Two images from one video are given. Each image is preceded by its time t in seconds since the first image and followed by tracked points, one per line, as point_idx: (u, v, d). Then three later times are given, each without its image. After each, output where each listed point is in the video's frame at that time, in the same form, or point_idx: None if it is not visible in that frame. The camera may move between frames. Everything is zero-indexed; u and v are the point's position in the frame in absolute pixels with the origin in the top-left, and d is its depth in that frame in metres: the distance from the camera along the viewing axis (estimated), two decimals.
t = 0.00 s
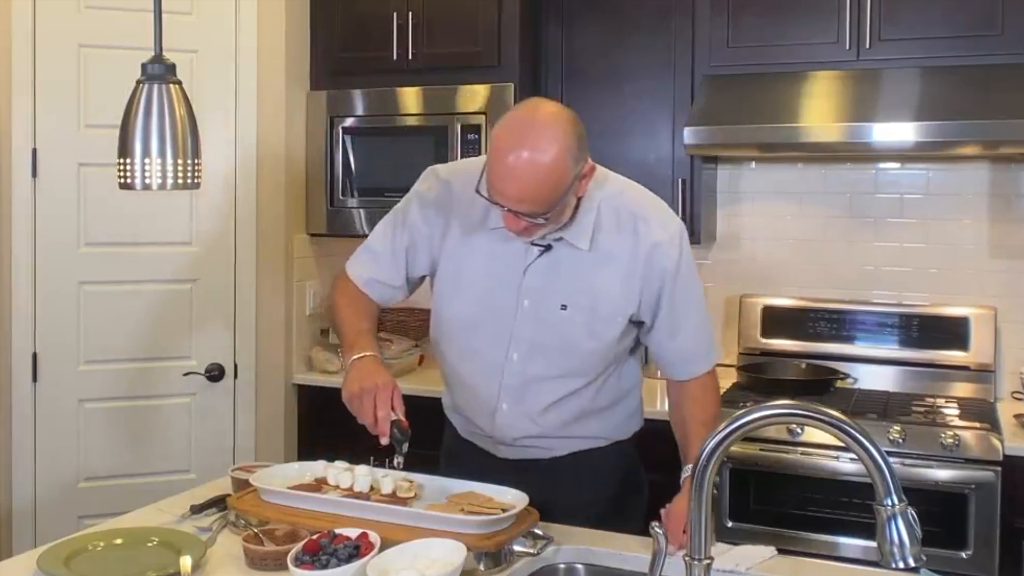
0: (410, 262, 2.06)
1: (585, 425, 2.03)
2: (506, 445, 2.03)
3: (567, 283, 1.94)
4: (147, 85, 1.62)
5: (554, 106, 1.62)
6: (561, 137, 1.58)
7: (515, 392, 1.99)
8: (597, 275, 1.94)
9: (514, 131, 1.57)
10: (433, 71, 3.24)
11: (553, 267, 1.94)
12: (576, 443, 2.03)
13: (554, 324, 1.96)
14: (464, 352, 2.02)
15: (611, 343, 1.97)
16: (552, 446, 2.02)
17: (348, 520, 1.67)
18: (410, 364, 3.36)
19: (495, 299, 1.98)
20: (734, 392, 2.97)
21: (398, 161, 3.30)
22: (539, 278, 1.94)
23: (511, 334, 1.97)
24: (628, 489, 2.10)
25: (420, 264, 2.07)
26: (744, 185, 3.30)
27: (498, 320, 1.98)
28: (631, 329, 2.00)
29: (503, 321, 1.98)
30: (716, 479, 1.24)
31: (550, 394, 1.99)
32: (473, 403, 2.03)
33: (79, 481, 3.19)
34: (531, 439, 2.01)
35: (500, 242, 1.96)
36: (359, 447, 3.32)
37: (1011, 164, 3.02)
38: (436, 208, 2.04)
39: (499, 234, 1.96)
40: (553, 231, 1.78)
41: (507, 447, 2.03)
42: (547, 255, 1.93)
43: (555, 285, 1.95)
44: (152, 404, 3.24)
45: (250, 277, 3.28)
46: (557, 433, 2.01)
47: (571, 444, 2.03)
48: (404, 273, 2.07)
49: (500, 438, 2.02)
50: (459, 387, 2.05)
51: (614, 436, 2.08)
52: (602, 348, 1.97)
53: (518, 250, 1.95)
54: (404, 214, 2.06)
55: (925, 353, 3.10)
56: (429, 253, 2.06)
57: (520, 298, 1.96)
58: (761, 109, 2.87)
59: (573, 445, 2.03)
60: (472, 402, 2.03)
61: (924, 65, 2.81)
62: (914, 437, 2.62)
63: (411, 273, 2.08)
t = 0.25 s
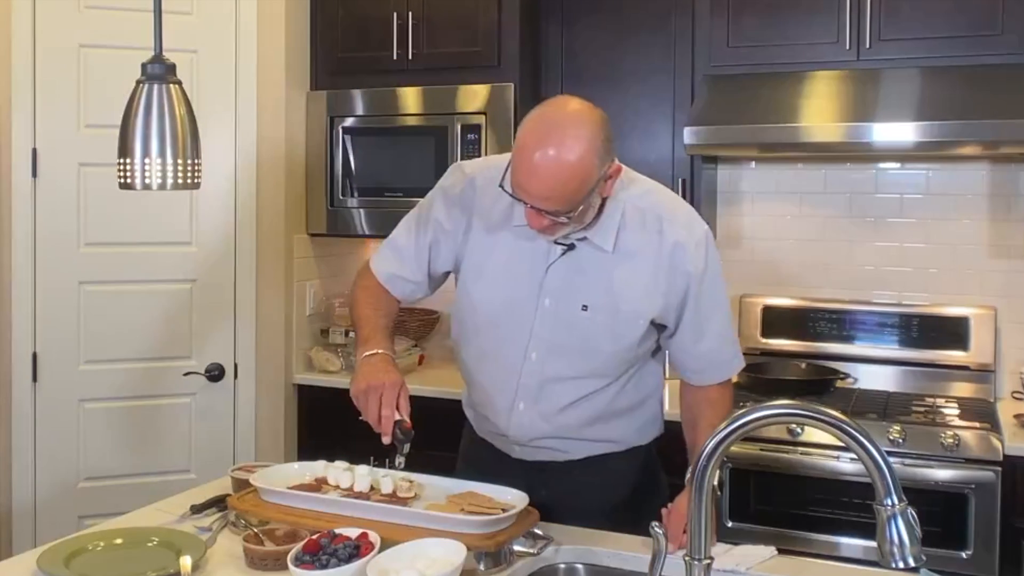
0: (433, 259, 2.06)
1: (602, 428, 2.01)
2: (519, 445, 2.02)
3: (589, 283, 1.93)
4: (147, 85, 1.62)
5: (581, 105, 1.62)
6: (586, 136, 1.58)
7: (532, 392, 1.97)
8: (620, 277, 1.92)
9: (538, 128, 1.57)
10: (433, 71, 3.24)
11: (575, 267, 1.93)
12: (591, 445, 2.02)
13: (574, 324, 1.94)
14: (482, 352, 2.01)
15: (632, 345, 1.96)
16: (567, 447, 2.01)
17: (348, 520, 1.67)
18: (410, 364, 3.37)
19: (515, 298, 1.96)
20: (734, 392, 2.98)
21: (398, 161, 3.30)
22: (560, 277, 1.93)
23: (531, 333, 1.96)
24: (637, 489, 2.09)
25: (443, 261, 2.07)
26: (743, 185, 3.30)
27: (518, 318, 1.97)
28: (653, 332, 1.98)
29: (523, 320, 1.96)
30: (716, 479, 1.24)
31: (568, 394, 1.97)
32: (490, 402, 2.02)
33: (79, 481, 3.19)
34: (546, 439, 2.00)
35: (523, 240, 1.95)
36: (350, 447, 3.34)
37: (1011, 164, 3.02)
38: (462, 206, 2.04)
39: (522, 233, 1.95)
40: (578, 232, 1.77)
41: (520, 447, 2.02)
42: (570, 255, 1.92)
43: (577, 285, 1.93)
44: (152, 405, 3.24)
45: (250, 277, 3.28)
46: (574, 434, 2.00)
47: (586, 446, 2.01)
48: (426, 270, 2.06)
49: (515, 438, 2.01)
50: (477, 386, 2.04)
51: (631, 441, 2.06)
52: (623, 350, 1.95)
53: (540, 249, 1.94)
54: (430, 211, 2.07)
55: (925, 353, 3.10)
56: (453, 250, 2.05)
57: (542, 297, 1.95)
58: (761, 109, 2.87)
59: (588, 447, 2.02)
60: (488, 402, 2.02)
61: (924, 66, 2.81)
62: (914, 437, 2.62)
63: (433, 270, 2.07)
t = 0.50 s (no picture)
0: (440, 260, 2.07)
1: (609, 428, 2.01)
2: (526, 445, 2.02)
3: (594, 284, 1.93)
4: (147, 85, 1.62)
5: (588, 101, 1.62)
6: (591, 132, 1.58)
7: (538, 393, 1.98)
8: (626, 277, 1.92)
9: (544, 124, 1.57)
10: (433, 71, 3.24)
11: (582, 267, 1.93)
12: (598, 445, 2.02)
13: (580, 324, 1.94)
14: (489, 352, 2.02)
15: (638, 346, 1.95)
16: (573, 447, 2.01)
17: (348, 520, 1.67)
18: (410, 364, 3.37)
19: (521, 298, 1.97)
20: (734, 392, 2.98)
21: (398, 161, 3.30)
22: (566, 278, 1.93)
23: (537, 333, 1.96)
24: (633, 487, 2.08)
25: (449, 263, 2.07)
26: (743, 184, 3.30)
27: (524, 319, 1.97)
28: (660, 332, 1.97)
29: (529, 321, 1.97)
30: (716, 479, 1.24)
31: (574, 395, 1.98)
32: (497, 403, 2.02)
33: (80, 481, 3.19)
34: (552, 440, 2.00)
35: (528, 239, 1.96)
36: (350, 448, 3.34)
37: (1011, 164, 3.02)
38: (466, 205, 2.04)
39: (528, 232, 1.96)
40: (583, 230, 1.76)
41: (527, 447, 2.03)
42: (575, 255, 1.92)
43: (583, 286, 1.93)
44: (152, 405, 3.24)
45: (250, 277, 3.28)
46: (580, 435, 2.00)
47: (594, 447, 2.01)
48: (433, 271, 2.08)
49: (521, 439, 2.01)
50: (484, 387, 2.04)
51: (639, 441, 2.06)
52: (629, 351, 1.95)
53: (547, 248, 1.94)
54: (437, 212, 2.08)
55: (925, 353, 3.10)
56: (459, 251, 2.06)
57: (548, 298, 1.95)
58: (761, 109, 2.87)
59: (595, 447, 2.02)
60: (495, 403, 2.02)
61: (924, 66, 2.81)
62: (914, 437, 2.62)
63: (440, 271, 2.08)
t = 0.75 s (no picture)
0: (432, 263, 2.07)
1: (606, 427, 2.01)
2: (522, 447, 2.02)
3: (586, 281, 1.94)
4: (147, 85, 1.62)
5: (571, 98, 1.63)
6: (572, 126, 1.59)
7: (533, 393, 1.98)
8: (617, 273, 1.93)
9: (527, 120, 1.58)
10: (433, 71, 3.24)
11: (573, 265, 1.94)
12: (596, 445, 2.02)
13: (573, 322, 1.95)
14: (484, 353, 2.02)
15: (632, 342, 1.96)
16: (571, 448, 2.01)
17: (348, 520, 1.67)
18: (410, 364, 3.37)
19: (514, 297, 1.98)
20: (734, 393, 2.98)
21: (398, 161, 3.30)
22: (558, 275, 1.94)
23: (530, 332, 1.97)
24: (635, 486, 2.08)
25: (441, 266, 2.07)
26: (743, 184, 3.30)
27: (518, 318, 1.98)
28: (654, 328, 1.98)
29: (523, 320, 1.97)
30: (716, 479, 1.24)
31: (570, 394, 1.98)
32: (493, 405, 2.02)
33: (79, 481, 3.19)
34: (549, 440, 2.00)
35: (519, 238, 1.96)
36: (350, 448, 3.34)
37: (1011, 164, 3.02)
38: (455, 207, 2.05)
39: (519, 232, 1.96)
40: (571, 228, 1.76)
41: (523, 449, 2.02)
42: (566, 253, 1.93)
43: (574, 283, 1.94)
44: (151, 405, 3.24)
45: (250, 277, 3.28)
46: (578, 435, 2.00)
47: (592, 446, 2.01)
48: (425, 275, 2.07)
49: (519, 440, 2.01)
50: (479, 389, 2.05)
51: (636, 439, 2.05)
52: (622, 348, 1.96)
53: (538, 247, 1.95)
54: (427, 216, 2.08)
55: (925, 353, 3.10)
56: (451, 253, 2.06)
57: (540, 297, 1.96)
58: (761, 109, 2.87)
59: (592, 447, 2.02)
60: (490, 404, 2.03)
61: (924, 66, 2.81)
62: (914, 437, 2.62)
63: (433, 275, 2.08)
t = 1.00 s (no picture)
0: (415, 271, 2.09)
1: (597, 422, 2.02)
2: (513, 446, 2.02)
3: (567, 275, 1.95)
4: (147, 85, 1.62)
5: (536, 93, 1.68)
6: (533, 117, 1.63)
7: (522, 391, 1.98)
8: (598, 265, 1.94)
9: (491, 114, 1.63)
10: (433, 71, 3.24)
11: (554, 261, 1.94)
12: (590, 441, 2.02)
13: (557, 318, 1.96)
14: (470, 353, 2.03)
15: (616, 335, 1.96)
16: (564, 446, 2.01)
17: (348, 520, 1.67)
18: (411, 364, 3.37)
19: (496, 295, 1.98)
20: (734, 393, 2.98)
21: (399, 161, 3.30)
22: (540, 272, 1.95)
23: (515, 330, 1.97)
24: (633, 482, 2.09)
25: (424, 272, 2.09)
26: (744, 184, 3.30)
27: (501, 317, 1.98)
28: (639, 319, 1.99)
29: (507, 318, 1.98)
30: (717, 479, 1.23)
31: (558, 392, 1.98)
32: (482, 406, 2.02)
33: (79, 481, 3.19)
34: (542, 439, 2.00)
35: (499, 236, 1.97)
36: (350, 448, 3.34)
37: (1011, 164, 3.02)
38: (433, 210, 2.06)
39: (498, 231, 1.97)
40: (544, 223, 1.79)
41: (515, 448, 2.02)
42: (546, 249, 1.94)
43: (556, 279, 1.95)
44: (151, 404, 3.24)
45: (250, 277, 3.28)
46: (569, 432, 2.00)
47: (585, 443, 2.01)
48: (409, 283, 2.09)
49: (511, 441, 2.01)
50: (467, 390, 2.05)
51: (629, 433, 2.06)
52: (607, 341, 1.96)
53: (517, 244, 1.96)
54: (405, 223, 2.09)
55: (925, 353, 3.10)
56: (433, 257, 2.07)
57: (523, 295, 1.96)
58: (761, 109, 2.86)
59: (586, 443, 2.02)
60: (479, 406, 2.02)
61: (924, 66, 2.81)
62: (914, 437, 2.62)
63: (416, 282, 2.10)
